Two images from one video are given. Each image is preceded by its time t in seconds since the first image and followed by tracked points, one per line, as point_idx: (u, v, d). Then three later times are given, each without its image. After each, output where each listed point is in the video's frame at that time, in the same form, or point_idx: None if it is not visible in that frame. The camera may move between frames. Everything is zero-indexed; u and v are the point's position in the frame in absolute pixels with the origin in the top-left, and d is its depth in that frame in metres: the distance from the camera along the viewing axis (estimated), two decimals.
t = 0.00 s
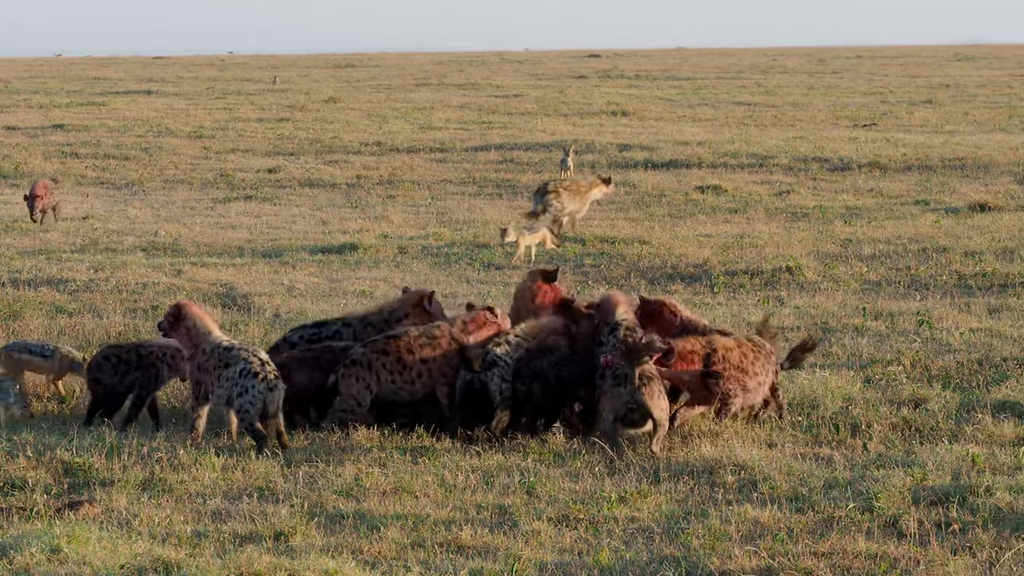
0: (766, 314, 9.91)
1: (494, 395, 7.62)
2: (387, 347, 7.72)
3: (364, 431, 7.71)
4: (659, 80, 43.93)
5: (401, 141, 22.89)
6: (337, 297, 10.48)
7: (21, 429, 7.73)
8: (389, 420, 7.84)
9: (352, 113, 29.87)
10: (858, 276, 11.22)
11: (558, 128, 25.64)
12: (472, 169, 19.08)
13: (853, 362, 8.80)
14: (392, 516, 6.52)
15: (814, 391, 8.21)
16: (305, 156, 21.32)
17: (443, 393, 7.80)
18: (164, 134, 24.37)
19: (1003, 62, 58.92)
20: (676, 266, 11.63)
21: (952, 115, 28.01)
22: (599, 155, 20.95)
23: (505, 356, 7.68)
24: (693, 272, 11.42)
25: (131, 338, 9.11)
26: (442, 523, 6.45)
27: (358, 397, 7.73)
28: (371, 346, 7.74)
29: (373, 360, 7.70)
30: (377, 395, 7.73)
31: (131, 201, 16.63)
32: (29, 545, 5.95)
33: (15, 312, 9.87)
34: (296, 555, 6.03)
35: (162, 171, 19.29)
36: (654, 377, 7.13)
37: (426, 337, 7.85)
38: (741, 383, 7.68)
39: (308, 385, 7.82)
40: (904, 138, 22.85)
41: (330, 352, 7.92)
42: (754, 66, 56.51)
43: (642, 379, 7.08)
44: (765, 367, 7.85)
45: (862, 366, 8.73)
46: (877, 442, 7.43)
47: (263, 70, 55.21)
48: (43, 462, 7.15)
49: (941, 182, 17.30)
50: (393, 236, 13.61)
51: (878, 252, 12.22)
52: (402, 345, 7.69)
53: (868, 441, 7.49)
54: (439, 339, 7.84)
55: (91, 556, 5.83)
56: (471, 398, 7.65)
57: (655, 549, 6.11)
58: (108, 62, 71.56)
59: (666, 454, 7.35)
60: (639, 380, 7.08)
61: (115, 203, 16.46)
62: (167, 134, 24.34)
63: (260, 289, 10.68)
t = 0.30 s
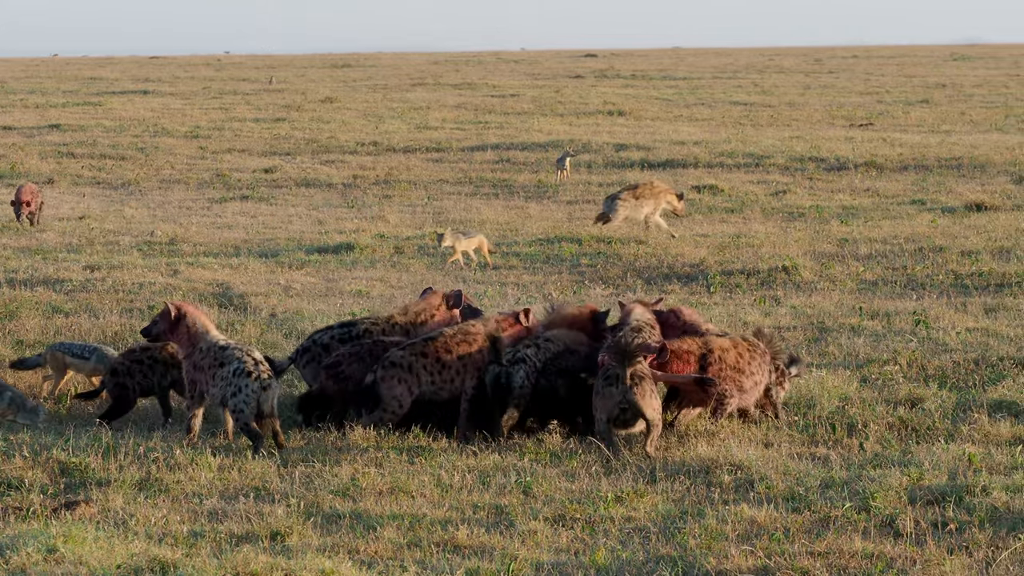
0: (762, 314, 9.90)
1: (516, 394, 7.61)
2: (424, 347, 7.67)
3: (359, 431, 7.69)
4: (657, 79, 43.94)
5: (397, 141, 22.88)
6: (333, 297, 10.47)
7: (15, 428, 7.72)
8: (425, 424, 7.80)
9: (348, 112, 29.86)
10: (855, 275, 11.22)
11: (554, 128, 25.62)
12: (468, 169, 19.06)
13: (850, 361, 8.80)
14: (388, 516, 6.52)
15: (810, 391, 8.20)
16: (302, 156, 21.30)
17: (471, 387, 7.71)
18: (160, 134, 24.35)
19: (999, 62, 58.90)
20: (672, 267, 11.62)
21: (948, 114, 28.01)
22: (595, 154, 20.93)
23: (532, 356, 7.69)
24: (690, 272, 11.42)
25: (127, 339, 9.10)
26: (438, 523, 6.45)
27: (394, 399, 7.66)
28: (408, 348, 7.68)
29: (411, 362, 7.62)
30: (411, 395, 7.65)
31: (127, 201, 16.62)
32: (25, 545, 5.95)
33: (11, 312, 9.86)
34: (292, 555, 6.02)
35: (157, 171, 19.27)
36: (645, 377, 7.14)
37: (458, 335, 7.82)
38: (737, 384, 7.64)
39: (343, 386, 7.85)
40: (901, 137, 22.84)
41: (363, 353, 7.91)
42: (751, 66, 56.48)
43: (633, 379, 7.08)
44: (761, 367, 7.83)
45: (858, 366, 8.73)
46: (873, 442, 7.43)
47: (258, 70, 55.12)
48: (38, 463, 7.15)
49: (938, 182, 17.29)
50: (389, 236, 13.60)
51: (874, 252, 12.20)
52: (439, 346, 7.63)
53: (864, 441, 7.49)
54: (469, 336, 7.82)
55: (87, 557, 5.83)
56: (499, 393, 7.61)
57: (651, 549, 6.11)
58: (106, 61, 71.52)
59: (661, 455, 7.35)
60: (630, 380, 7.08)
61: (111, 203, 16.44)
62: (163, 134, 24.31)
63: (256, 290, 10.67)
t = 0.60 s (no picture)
0: (755, 314, 9.90)
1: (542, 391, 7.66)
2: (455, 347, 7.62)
3: (354, 430, 7.68)
4: (650, 79, 43.92)
5: (391, 141, 22.86)
6: (327, 297, 10.47)
7: (9, 427, 7.70)
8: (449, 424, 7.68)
9: (342, 112, 29.86)
10: (848, 275, 11.23)
11: (547, 128, 25.63)
12: (461, 169, 19.05)
13: (844, 361, 8.80)
14: (382, 516, 6.52)
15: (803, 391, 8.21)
16: (295, 156, 21.28)
17: (496, 389, 7.70)
18: (153, 134, 24.32)
19: (993, 61, 58.90)
20: (664, 267, 11.63)
21: (942, 114, 28.03)
22: (589, 154, 20.92)
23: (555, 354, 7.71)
24: (684, 272, 11.41)
25: (121, 339, 9.10)
26: (431, 523, 6.45)
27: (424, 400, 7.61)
28: (438, 351, 7.64)
29: (443, 363, 7.59)
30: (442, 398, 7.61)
31: (121, 201, 16.60)
32: (19, 545, 5.95)
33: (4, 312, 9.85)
34: (286, 555, 6.02)
35: (150, 171, 19.27)
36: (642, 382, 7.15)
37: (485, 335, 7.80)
38: (743, 386, 7.70)
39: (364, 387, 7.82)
40: (894, 137, 22.86)
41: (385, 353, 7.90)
42: (745, 66, 56.45)
43: (628, 386, 7.09)
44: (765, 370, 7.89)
45: (852, 365, 8.73)
46: (867, 441, 7.44)
47: (253, 70, 55.04)
48: (32, 463, 7.15)
49: (931, 182, 17.30)
50: (383, 235, 13.60)
51: (868, 251, 12.20)
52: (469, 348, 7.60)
53: (857, 440, 7.50)
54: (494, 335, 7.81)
55: (81, 557, 5.82)
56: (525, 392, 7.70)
57: (645, 548, 6.11)
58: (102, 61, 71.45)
59: (655, 454, 7.34)
60: (624, 387, 7.10)
61: (104, 202, 16.43)
62: (156, 134, 24.29)
63: (250, 289, 10.67)
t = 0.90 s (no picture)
0: (745, 313, 9.89)
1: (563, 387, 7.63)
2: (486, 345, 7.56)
3: (344, 429, 7.68)
4: (641, 78, 43.97)
5: (381, 140, 22.84)
6: (315, 296, 10.47)
7: None
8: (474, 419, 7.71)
9: (332, 111, 29.83)
10: (838, 274, 11.23)
11: (537, 127, 25.62)
12: (451, 169, 19.04)
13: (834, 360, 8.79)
14: (371, 516, 6.52)
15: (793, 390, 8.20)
16: (285, 156, 21.24)
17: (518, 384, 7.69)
18: (144, 134, 24.28)
19: (984, 60, 58.92)
20: (654, 266, 11.62)
21: (932, 114, 28.07)
22: (579, 153, 20.91)
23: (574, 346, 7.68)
24: (673, 271, 11.39)
25: (110, 338, 9.08)
26: (420, 523, 6.45)
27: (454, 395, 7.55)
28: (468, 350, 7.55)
29: (472, 363, 7.52)
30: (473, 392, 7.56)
31: (110, 200, 16.57)
32: (8, 545, 5.94)
33: None
34: (276, 554, 6.02)
35: (139, 170, 19.23)
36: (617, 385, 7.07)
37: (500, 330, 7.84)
38: (748, 382, 7.56)
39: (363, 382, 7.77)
40: (884, 136, 22.88)
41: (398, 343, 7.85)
42: (737, 66, 56.41)
43: (599, 395, 7.01)
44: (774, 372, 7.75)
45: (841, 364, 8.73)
46: (857, 441, 7.45)
47: (243, 70, 54.99)
48: (22, 463, 7.14)
49: (920, 182, 17.32)
50: (372, 235, 13.58)
51: (857, 251, 12.18)
52: (498, 345, 7.56)
53: (847, 439, 7.50)
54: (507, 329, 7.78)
55: (70, 557, 5.82)
56: (548, 384, 7.67)
57: (634, 548, 6.12)
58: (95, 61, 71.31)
59: (645, 454, 7.35)
60: (595, 397, 7.02)
61: (93, 202, 16.40)
62: (145, 134, 24.23)
63: (239, 289, 10.67)
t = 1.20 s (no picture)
0: (731, 312, 9.89)
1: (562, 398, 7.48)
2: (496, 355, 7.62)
3: (330, 429, 7.67)
4: (629, 77, 44.00)
5: (367, 139, 22.84)
6: (301, 296, 10.47)
7: None
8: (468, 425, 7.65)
9: (320, 109, 29.85)
10: (825, 273, 11.23)
11: (523, 126, 25.62)
12: (437, 168, 19.04)
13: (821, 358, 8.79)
14: (358, 515, 6.52)
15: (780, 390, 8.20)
16: (272, 154, 21.23)
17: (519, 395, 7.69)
18: (130, 132, 24.26)
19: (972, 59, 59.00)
20: (640, 265, 11.62)
21: (919, 112, 28.12)
22: (565, 152, 20.92)
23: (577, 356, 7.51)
24: (660, 270, 11.38)
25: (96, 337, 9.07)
26: (406, 522, 6.45)
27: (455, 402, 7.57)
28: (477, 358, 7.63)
29: (480, 371, 7.57)
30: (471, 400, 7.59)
31: (96, 199, 16.55)
32: None
33: None
34: (262, 553, 6.02)
35: (124, 169, 19.20)
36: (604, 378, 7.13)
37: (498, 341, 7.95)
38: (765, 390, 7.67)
39: (347, 385, 7.81)
40: (871, 135, 22.90)
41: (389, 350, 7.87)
42: (725, 64, 56.42)
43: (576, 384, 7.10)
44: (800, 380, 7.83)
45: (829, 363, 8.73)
46: (843, 440, 7.46)
47: (231, 68, 54.91)
48: (9, 462, 7.13)
49: (905, 181, 17.34)
50: (357, 234, 13.57)
51: (843, 250, 12.18)
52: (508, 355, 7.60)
53: (833, 438, 7.51)
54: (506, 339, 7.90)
55: (56, 556, 5.81)
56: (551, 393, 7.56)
57: (621, 546, 6.12)
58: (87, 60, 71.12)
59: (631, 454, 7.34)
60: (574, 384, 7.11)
61: (80, 201, 16.36)
62: (132, 132, 24.20)
63: (225, 288, 10.69)
